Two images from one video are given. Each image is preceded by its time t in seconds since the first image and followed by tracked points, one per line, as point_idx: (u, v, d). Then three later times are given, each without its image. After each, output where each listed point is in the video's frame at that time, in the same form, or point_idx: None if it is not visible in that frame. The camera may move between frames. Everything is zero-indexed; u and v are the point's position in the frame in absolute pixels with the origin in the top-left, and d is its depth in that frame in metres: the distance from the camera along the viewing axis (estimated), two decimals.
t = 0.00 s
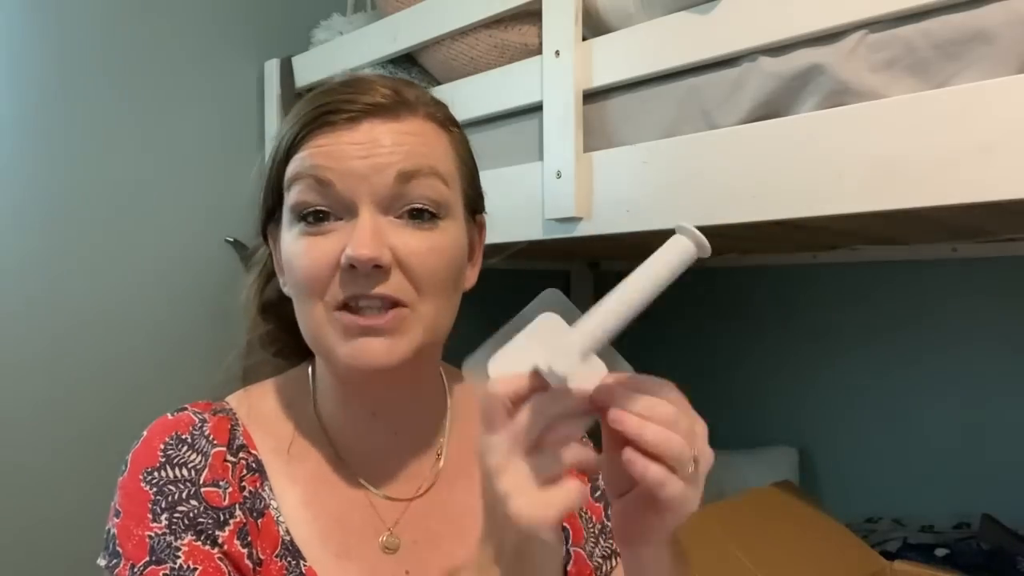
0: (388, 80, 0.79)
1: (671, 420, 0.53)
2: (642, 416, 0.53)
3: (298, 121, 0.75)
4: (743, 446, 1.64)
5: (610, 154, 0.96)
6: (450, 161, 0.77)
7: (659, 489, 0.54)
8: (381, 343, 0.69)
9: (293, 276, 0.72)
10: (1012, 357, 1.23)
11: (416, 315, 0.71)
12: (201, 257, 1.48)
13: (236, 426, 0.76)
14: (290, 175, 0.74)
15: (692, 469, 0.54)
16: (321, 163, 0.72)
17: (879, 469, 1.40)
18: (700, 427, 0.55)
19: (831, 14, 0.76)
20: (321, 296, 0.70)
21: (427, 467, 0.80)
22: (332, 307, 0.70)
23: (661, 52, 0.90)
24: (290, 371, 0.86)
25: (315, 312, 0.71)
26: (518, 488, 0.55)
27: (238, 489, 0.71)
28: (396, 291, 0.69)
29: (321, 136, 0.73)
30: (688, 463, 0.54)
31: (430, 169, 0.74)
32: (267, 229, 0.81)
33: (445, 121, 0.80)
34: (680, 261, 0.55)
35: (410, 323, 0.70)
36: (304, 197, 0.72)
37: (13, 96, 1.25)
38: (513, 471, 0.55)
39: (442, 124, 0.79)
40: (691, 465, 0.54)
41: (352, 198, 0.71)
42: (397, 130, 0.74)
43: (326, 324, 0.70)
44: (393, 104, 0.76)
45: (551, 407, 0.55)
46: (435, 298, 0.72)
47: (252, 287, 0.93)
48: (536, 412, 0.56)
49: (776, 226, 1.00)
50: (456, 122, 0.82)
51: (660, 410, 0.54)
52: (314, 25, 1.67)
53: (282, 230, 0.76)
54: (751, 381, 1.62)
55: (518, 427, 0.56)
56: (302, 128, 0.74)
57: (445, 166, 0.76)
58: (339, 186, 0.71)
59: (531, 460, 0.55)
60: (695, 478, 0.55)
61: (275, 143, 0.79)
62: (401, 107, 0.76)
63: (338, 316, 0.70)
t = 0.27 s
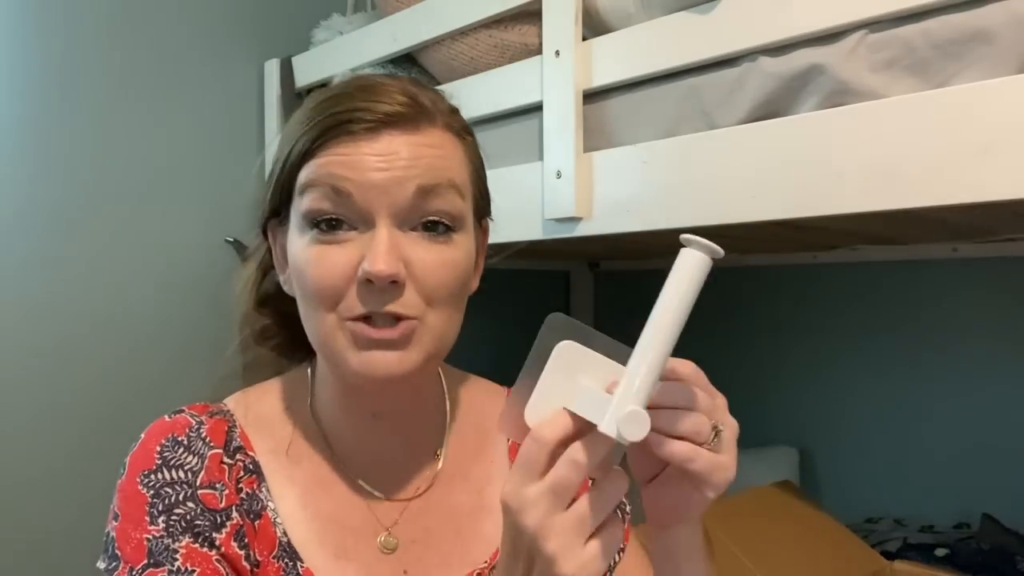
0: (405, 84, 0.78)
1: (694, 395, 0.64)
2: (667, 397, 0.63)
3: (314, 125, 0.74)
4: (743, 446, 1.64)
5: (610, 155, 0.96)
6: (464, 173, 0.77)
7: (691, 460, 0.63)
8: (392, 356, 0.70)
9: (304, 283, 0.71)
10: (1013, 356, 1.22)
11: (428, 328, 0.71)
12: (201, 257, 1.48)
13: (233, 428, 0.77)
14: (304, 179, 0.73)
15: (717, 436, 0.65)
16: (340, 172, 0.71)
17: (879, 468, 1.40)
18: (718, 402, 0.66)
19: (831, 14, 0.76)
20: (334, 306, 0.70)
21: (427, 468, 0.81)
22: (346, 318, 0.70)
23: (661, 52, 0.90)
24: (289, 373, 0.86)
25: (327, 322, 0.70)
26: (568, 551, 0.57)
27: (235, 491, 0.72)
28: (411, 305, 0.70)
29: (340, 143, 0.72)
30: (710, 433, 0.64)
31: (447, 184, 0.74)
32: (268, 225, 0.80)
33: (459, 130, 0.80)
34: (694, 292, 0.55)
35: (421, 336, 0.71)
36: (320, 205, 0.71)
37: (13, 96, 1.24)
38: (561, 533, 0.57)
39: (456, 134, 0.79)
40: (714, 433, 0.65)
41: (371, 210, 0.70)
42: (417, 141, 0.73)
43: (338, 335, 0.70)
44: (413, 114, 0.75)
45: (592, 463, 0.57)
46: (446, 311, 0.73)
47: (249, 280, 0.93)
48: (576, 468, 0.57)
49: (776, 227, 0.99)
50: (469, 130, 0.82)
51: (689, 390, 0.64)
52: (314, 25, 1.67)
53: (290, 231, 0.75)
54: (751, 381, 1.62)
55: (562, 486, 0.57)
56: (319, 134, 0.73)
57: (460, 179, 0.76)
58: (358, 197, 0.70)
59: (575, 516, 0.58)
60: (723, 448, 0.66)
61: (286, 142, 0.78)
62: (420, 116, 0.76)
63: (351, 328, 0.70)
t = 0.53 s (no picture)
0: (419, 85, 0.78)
1: (681, 396, 0.64)
2: (656, 391, 0.64)
3: (331, 127, 0.72)
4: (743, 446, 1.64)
5: (610, 155, 0.96)
6: (476, 177, 0.78)
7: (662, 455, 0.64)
8: (408, 366, 0.71)
9: (319, 290, 0.71)
10: (1013, 356, 1.22)
11: (442, 334, 0.73)
12: (201, 257, 1.48)
13: (231, 428, 0.76)
14: (319, 182, 0.72)
15: (694, 443, 0.65)
16: (361, 180, 0.70)
17: (879, 468, 1.40)
18: (712, 412, 0.66)
19: (831, 14, 0.76)
20: (352, 315, 0.70)
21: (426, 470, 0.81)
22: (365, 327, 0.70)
23: (661, 52, 0.90)
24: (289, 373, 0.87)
25: (344, 330, 0.71)
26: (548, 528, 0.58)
27: (234, 492, 0.71)
28: (427, 313, 0.71)
29: (359, 148, 0.71)
30: (688, 437, 0.64)
31: (466, 191, 0.74)
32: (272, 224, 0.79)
33: (470, 133, 0.80)
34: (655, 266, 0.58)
35: (437, 342, 0.72)
36: (338, 212, 0.71)
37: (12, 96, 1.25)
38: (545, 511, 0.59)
39: (468, 137, 0.79)
40: (692, 440, 0.65)
41: (391, 219, 0.70)
42: (436, 148, 0.73)
43: (355, 343, 0.71)
44: (431, 119, 0.75)
45: (575, 444, 0.61)
46: (460, 316, 0.74)
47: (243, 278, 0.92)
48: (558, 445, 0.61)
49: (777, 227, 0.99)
50: (477, 132, 0.82)
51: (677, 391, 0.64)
52: (314, 25, 1.66)
53: (300, 235, 0.74)
54: (751, 381, 1.62)
55: (547, 465, 0.60)
56: (338, 137, 0.71)
57: (474, 184, 0.76)
58: (380, 207, 0.70)
59: (559, 500, 0.59)
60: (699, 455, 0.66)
61: (296, 139, 0.75)
62: (436, 120, 0.75)
63: (369, 337, 0.70)
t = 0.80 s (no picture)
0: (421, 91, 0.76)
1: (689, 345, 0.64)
2: (667, 348, 0.63)
3: (342, 145, 0.71)
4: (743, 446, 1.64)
5: (610, 155, 0.96)
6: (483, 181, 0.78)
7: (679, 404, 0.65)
8: (428, 378, 0.72)
9: (339, 311, 0.71)
10: (1013, 357, 1.23)
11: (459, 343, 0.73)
12: (201, 257, 1.48)
13: (230, 430, 0.76)
14: (330, 201, 0.71)
15: (709, 387, 0.65)
16: (378, 200, 0.69)
17: (879, 468, 1.40)
18: (729, 350, 0.66)
19: (831, 14, 0.76)
20: (374, 333, 0.71)
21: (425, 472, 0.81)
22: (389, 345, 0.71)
23: (661, 52, 0.90)
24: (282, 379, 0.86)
25: (368, 349, 0.71)
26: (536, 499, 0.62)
27: (233, 494, 0.72)
28: (447, 325, 0.72)
29: (372, 166, 0.70)
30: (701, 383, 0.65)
31: (478, 199, 0.75)
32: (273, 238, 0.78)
33: (472, 135, 0.79)
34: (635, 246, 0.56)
35: (457, 351, 0.73)
36: (353, 231, 0.70)
37: (12, 96, 1.25)
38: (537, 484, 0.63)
39: (471, 140, 0.79)
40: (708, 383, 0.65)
41: (411, 237, 0.70)
42: (448, 160, 0.73)
43: (377, 359, 0.71)
44: (440, 130, 0.74)
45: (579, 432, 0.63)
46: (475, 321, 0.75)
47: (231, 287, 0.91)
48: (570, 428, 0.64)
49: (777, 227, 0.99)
50: (476, 131, 0.82)
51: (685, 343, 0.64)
52: (314, 25, 1.66)
53: (310, 254, 0.72)
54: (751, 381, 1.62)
55: (551, 448, 0.64)
56: (349, 156, 0.70)
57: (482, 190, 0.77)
58: (397, 225, 0.70)
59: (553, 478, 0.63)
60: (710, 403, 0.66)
61: (300, 154, 0.73)
62: (444, 130, 0.75)
63: (391, 352, 0.71)
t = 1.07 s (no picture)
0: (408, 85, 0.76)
1: (678, 331, 0.64)
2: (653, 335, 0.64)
3: (328, 140, 0.71)
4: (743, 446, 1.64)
5: (610, 155, 0.96)
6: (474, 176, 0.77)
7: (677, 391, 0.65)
8: (422, 378, 0.71)
9: (328, 308, 0.70)
10: (1013, 356, 1.23)
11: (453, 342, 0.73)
12: (201, 257, 1.48)
13: (230, 431, 0.77)
14: (317, 197, 0.71)
15: (703, 371, 0.66)
16: (363, 193, 0.69)
17: (879, 468, 1.40)
18: (713, 333, 0.67)
19: (831, 14, 0.76)
20: (364, 332, 0.70)
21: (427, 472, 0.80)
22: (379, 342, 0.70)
23: (661, 52, 0.90)
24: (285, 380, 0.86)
25: (357, 347, 0.70)
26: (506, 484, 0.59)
27: (232, 497, 0.72)
28: (439, 323, 0.71)
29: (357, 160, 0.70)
30: (694, 368, 0.65)
31: (467, 192, 0.74)
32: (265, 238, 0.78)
33: (462, 129, 0.79)
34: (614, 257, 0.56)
35: (450, 349, 0.72)
36: (340, 227, 0.70)
37: (12, 96, 1.25)
38: (509, 468, 0.59)
39: (460, 134, 0.79)
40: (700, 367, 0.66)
41: (397, 230, 0.70)
42: (434, 152, 0.73)
43: (368, 359, 0.70)
44: (426, 122, 0.74)
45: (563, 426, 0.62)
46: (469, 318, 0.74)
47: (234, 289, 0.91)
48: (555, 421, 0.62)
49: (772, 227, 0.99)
50: (467, 126, 0.82)
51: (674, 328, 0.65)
52: (314, 25, 1.67)
53: (300, 252, 0.73)
54: (751, 380, 1.62)
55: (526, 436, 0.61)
56: (335, 151, 0.70)
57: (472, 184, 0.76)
58: (383, 219, 0.69)
59: (526, 464, 0.60)
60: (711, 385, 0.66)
61: (287, 150, 0.74)
62: (431, 123, 0.75)
63: (383, 352, 0.70)
